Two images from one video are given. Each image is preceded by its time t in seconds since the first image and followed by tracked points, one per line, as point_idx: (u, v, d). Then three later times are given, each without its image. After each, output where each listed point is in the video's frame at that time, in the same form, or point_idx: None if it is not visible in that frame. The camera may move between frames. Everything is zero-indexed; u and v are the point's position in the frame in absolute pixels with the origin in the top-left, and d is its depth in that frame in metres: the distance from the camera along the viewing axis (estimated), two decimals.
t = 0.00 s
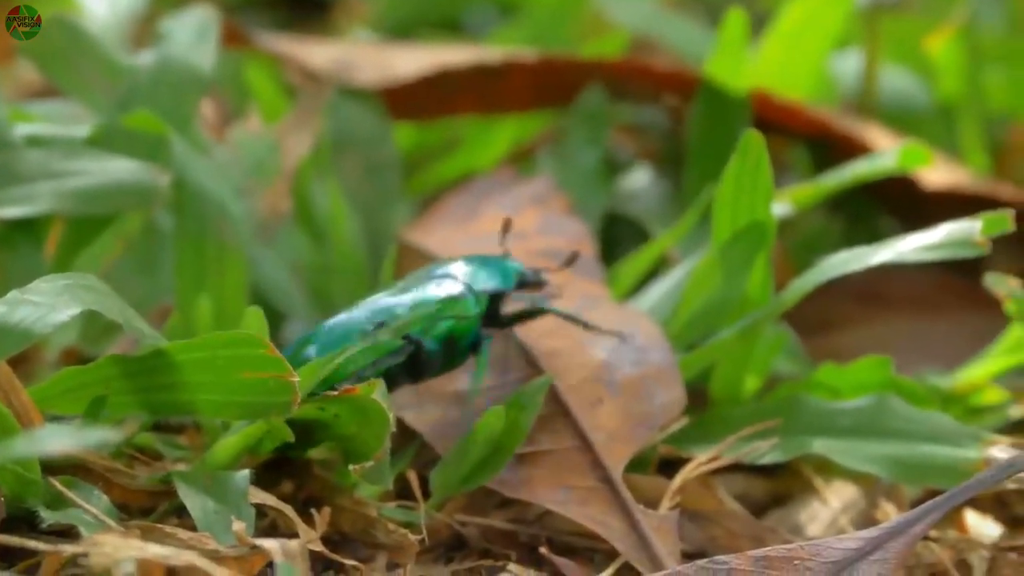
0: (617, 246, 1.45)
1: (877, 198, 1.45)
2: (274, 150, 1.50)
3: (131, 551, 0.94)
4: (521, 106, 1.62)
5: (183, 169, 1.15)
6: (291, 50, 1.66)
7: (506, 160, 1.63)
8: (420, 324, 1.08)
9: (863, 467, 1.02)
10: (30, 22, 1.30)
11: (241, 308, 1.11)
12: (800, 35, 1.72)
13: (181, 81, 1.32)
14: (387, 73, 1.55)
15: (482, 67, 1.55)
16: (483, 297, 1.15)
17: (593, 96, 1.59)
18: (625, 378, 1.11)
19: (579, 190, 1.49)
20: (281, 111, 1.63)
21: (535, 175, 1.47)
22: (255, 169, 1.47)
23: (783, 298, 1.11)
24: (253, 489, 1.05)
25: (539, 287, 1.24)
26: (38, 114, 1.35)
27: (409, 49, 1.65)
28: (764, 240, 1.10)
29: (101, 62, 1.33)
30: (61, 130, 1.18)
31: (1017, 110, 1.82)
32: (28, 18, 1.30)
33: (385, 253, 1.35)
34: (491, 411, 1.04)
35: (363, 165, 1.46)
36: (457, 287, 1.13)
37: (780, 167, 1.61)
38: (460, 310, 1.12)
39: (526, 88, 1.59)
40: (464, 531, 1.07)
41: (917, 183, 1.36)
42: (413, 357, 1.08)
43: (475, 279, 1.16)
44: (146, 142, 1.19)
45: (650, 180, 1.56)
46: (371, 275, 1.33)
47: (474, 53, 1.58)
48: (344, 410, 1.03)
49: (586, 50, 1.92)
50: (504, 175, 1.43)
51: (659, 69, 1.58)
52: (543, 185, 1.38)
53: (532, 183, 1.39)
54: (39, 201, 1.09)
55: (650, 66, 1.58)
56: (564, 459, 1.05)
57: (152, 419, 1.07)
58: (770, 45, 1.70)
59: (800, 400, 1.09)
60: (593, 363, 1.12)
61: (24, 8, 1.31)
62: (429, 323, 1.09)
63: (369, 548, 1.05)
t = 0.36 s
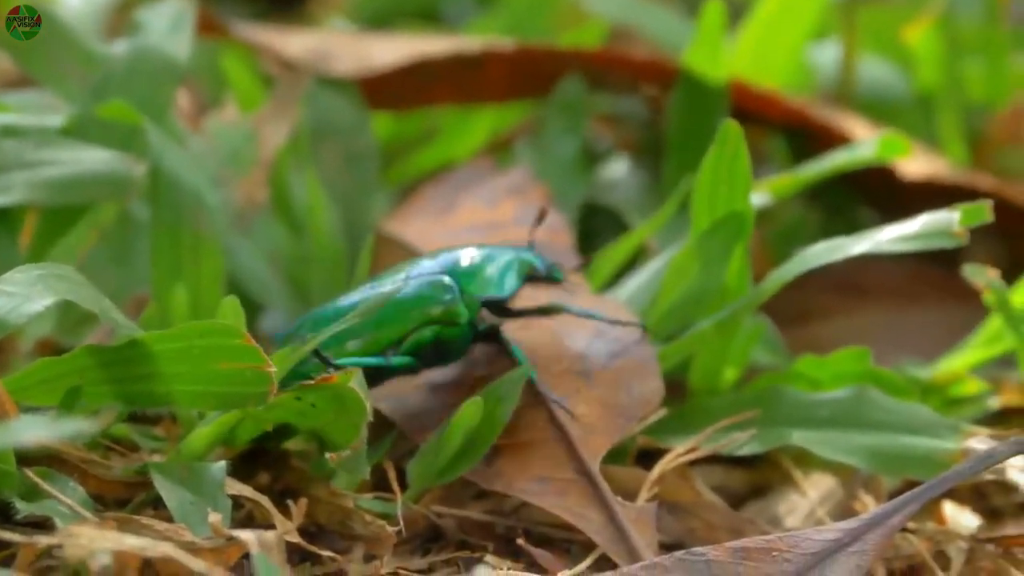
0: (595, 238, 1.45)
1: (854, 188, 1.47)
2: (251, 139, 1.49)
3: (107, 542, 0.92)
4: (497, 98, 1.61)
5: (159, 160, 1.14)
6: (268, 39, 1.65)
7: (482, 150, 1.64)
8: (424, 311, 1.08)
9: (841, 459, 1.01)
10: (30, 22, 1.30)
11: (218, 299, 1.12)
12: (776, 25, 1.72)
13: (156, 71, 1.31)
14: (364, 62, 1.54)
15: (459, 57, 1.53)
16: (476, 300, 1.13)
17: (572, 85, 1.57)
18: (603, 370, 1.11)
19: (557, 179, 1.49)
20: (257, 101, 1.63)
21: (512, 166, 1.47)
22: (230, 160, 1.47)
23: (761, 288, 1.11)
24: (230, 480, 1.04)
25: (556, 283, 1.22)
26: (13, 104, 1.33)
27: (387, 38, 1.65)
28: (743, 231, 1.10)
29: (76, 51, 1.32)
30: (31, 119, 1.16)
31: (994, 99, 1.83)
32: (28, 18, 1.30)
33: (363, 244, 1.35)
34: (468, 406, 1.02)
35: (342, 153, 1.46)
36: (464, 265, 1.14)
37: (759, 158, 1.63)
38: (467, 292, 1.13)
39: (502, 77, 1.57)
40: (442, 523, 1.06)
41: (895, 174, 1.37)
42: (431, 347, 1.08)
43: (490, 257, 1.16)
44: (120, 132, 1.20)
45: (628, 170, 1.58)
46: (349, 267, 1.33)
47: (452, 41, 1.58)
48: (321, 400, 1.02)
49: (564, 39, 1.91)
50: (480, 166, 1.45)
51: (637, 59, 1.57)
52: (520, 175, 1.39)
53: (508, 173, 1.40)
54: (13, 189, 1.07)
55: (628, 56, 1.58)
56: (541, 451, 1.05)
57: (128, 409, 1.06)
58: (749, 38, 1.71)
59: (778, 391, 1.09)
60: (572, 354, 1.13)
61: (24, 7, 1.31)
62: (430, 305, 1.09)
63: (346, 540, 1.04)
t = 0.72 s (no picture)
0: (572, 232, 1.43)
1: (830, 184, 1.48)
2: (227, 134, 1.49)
3: (83, 538, 0.92)
4: (474, 91, 1.62)
5: (136, 156, 1.15)
6: (244, 34, 1.65)
7: (460, 145, 1.64)
8: (435, 288, 1.09)
9: (819, 455, 1.01)
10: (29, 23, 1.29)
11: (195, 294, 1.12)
12: (753, 21, 1.72)
13: (133, 66, 1.31)
14: (340, 56, 1.54)
15: (436, 52, 1.54)
16: (481, 269, 1.16)
17: (548, 80, 1.56)
18: (581, 365, 1.11)
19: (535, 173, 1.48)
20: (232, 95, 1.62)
21: (488, 161, 1.47)
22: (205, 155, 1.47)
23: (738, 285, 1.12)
24: (206, 477, 1.04)
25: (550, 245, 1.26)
26: None
27: (363, 33, 1.65)
28: (720, 225, 1.12)
29: (53, 47, 1.32)
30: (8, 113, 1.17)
31: (972, 96, 1.86)
32: (28, 17, 1.30)
33: (340, 240, 1.35)
34: (445, 401, 1.02)
35: (317, 149, 1.45)
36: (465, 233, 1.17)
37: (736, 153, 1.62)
38: (472, 263, 1.15)
39: (480, 72, 1.59)
40: (418, 519, 1.05)
41: (873, 169, 1.40)
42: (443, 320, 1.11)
43: (488, 224, 1.19)
44: (98, 127, 1.20)
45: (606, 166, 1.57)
46: (327, 264, 1.33)
47: (428, 36, 1.58)
48: (299, 395, 1.02)
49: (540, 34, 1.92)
50: (457, 160, 1.46)
51: (615, 54, 1.58)
52: (495, 171, 1.39)
53: (482, 170, 1.40)
54: None
55: (605, 50, 1.58)
56: (519, 447, 1.04)
57: (104, 406, 1.06)
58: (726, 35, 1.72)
59: (754, 388, 1.09)
60: (551, 350, 1.14)
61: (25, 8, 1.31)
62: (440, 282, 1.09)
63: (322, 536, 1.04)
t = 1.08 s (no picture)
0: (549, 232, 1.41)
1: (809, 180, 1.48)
2: (203, 132, 1.50)
3: (60, 537, 0.91)
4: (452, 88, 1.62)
5: (112, 154, 1.14)
6: (221, 32, 1.65)
7: (439, 142, 1.64)
8: (434, 277, 1.15)
9: (797, 452, 1.01)
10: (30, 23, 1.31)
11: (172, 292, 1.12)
12: (730, 17, 1.71)
13: (109, 63, 1.31)
14: (317, 53, 1.54)
15: (413, 49, 1.54)
16: (483, 249, 1.19)
17: (526, 77, 1.57)
18: (559, 363, 1.11)
19: (515, 170, 1.48)
20: (208, 93, 1.61)
21: (467, 158, 1.47)
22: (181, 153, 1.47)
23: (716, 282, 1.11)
24: (183, 476, 1.03)
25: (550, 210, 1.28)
26: None
27: (340, 30, 1.65)
28: (698, 223, 1.12)
29: (30, 46, 1.32)
30: None
31: (949, 91, 1.86)
32: (27, 18, 1.31)
33: (317, 238, 1.35)
34: (422, 399, 1.02)
35: (294, 145, 1.46)
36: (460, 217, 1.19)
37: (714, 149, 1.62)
38: (470, 245, 1.18)
39: (457, 69, 1.59)
40: (396, 518, 1.05)
41: (851, 164, 1.40)
42: (449, 310, 1.14)
43: (487, 198, 1.21)
44: (71, 123, 1.23)
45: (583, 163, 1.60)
46: (305, 261, 1.33)
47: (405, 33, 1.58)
48: (277, 394, 1.02)
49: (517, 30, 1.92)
50: (430, 159, 1.47)
51: (592, 51, 1.58)
52: (476, 168, 1.42)
53: (463, 166, 1.43)
54: None
55: (583, 46, 1.58)
56: (497, 445, 1.04)
57: (81, 404, 1.06)
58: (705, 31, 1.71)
59: (732, 385, 1.09)
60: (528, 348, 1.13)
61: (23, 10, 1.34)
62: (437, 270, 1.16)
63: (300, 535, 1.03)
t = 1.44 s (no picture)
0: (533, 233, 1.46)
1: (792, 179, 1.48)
2: (188, 130, 1.49)
3: (44, 539, 0.89)
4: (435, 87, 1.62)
5: (95, 153, 1.14)
6: (203, 32, 1.65)
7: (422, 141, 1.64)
8: (464, 245, 1.16)
9: (784, 451, 1.01)
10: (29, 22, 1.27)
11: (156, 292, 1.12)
12: (713, 17, 1.71)
13: (92, 63, 1.31)
14: (300, 53, 1.55)
15: (396, 48, 1.55)
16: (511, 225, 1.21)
17: (509, 76, 1.57)
18: (543, 363, 1.11)
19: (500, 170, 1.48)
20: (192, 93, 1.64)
21: (452, 158, 1.48)
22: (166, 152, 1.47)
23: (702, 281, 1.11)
24: (168, 477, 1.02)
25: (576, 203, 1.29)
26: None
27: (323, 30, 1.66)
28: (682, 223, 1.11)
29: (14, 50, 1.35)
30: None
31: (932, 89, 1.86)
32: (26, 17, 1.27)
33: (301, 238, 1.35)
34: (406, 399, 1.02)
35: (278, 146, 1.45)
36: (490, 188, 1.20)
37: (698, 148, 1.62)
38: (499, 218, 1.20)
39: (441, 69, 1.60)
40: (381, 518, 1.05)
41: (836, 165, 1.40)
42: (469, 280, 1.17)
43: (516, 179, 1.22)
44: (58, 123, 1.25)
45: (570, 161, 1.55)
46: (290, 260, 1.33)
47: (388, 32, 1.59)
48: (260, 395, 1.01)
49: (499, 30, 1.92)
50: (415, 157, 1.46)
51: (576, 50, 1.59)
52: (460, 167, 1.43)
53: (448, 165, 1.43)
54: None
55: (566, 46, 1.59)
56: (481, 445, 1.04)
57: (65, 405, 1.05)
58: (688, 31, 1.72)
59: (717, 385, 1.09)
60: (515, 347, 1.13)
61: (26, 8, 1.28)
62: (467, 239, 1.16)
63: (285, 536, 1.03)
